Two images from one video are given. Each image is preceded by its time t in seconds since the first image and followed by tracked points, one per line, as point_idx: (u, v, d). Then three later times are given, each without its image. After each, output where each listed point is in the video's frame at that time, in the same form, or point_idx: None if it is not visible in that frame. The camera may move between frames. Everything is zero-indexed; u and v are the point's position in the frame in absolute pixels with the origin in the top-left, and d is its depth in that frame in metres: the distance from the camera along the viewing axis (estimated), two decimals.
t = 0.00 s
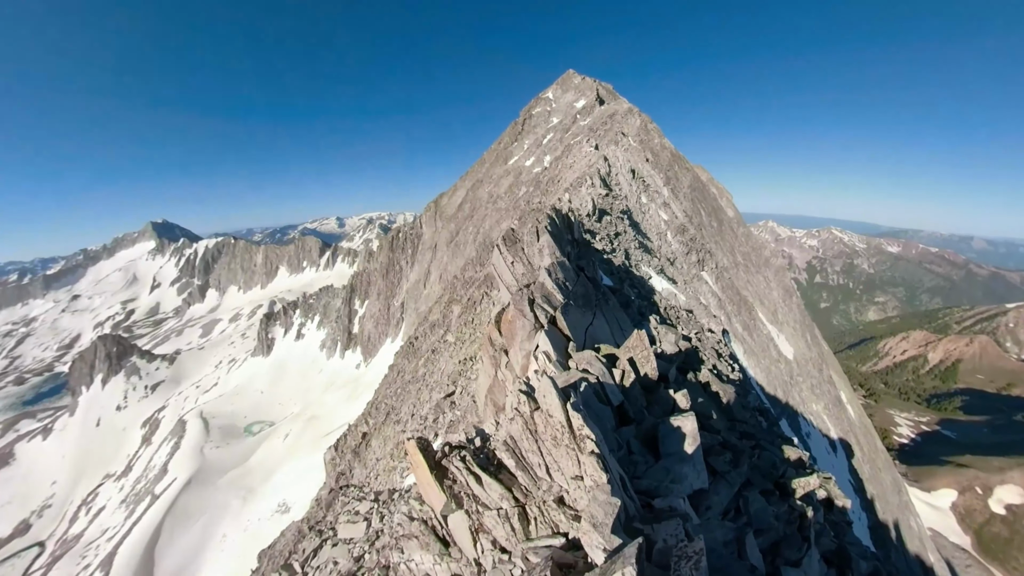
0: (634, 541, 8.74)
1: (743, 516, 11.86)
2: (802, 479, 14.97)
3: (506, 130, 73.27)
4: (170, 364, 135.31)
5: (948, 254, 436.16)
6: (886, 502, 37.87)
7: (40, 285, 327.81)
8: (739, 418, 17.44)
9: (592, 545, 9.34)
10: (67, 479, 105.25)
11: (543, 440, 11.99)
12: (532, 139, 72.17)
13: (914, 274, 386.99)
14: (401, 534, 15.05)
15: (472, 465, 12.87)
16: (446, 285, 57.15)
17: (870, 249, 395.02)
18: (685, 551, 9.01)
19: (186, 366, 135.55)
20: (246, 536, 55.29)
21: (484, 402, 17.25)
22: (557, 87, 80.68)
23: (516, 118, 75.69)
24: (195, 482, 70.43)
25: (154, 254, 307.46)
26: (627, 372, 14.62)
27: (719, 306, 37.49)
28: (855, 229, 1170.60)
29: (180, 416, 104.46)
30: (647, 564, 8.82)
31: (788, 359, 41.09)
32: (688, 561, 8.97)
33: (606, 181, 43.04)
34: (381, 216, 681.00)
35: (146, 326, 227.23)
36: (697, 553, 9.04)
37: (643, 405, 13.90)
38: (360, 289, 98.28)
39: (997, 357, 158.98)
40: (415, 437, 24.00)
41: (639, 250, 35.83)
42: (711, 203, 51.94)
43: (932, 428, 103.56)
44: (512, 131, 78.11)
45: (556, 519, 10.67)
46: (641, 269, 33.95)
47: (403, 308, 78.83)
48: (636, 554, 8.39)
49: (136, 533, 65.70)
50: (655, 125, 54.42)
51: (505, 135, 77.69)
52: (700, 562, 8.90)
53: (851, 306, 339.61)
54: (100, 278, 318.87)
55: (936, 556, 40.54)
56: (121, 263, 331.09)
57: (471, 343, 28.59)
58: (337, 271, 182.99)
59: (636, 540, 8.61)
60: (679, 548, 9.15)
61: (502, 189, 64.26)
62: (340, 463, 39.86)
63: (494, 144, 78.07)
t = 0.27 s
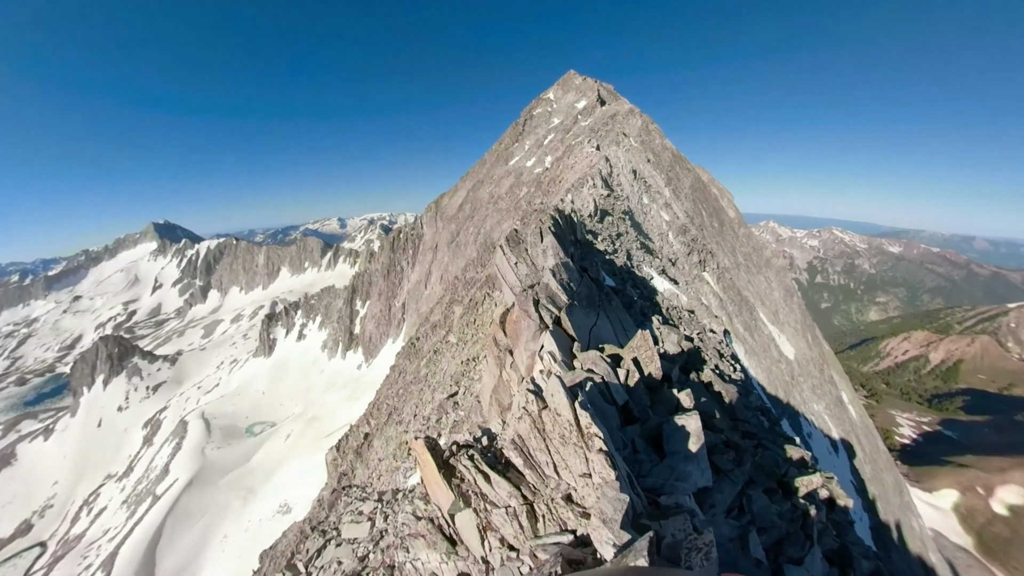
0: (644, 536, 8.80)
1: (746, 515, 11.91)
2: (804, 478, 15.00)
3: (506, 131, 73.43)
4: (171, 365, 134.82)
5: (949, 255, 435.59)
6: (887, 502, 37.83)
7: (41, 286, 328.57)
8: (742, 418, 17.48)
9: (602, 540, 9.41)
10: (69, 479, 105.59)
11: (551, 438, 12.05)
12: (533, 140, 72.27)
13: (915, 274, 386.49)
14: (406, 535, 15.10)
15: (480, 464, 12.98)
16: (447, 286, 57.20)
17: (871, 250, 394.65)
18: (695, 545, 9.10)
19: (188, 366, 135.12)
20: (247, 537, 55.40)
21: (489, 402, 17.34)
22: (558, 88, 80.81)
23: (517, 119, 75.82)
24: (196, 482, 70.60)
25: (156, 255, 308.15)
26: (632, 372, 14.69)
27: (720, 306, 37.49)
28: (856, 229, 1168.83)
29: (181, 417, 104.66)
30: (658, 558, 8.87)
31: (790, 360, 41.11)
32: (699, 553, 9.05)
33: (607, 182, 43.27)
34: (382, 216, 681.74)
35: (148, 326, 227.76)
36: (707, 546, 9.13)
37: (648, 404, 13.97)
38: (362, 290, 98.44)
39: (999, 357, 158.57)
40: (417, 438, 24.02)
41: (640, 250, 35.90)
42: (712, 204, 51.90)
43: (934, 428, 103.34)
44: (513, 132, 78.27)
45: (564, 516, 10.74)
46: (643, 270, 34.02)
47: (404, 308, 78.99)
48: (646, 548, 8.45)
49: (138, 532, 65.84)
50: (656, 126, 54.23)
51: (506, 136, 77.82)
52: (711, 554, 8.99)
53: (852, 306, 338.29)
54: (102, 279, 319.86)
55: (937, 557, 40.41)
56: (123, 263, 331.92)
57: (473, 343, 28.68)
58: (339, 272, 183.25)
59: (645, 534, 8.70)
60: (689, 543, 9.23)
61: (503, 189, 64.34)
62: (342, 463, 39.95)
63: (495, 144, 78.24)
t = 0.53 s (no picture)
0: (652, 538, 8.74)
1: (750, 516, 11.88)
2: (805, 480, 14.93)
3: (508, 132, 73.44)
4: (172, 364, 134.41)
5: (950, 257, 435.08)
6: (888, 505, 37.71)
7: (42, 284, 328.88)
8: (744, 420, 17.43)
9: (609, 541, 9.37)
10: (68, 477, 105.68)
11: (556, 439, 12.00)
12: (535, 141, 72.22)
13: (916, 276, 385.94)
14: (408, 536, 15.06)
15: (484, 465, 12.93)
16: (448, 286, 57.14)
17: (872, 252, 394.19)
18: (706, 546, 9.05)
19: (188, 366, 134.45)
20: (246, 537, 55.35)
21: (491, 402, 17.30)
22: (560, 89, 80.81)
23: (519, 120, 75.83)
24: (196, 482, 70.54)
25: (157, 254, 308.30)
26: (635, 373, 14.65)
27: (721, 308, 37.43)
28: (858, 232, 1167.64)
29: (181, 415, 104.68)
30: (665, 561, 8.82)
31: (791, 361, 41.05)
32: (710, 554, 9.01)
33: (609, 183, 43.33)
34: (383, 217, 682.34)
35: (149, 325, 227.94)
36: (717, 547, 9.09)
37: (651, 405, 13.94)
38: (362, 290, 98.44)
39: (1000, 360, 158.27)
40: (418, 438, 23.96)
41: (642, 252, 35.86)
42: (714, 206, 51.79)
43: (935, 431, 103.02)
44: (514, 133, 78.27)
45: (570, 518, 10.68)
46: (644, 271, 34.01)
47: (405, 308, 78.96)
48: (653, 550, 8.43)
49: (137, 531, 65.81)
50: (658, 127, 54.14)
51: (507, 136, 77.84)
52: (721, 555, 8.95)
53: (852, 309, 336.24)
54: (102, 278, 320.22)
55: (938, 561, 40.26)
56: (124, 262, 332.34)
57: (474, 343, 28.65)
58: (339, 272, 183.31)
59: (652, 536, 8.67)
60: (698, 544, 9.19)
61: (504, 190, 64.33)
62: (341, 463, 39.88)
63: (497, 145, 78.24)
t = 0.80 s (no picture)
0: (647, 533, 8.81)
1: (748, 512, 11.95)
2: (805, 478, 14.96)
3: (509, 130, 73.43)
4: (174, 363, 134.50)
5: (952, 254, 434.14)
6: (889, 503, 37.71)
7: (44, 285, 329.84)
8: (744, 417, 17.48)
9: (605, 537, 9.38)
10: (72, 477, 106.16)
11: (554, 436, 12.08)
12: (535, 139, 72.15)
13: (917, 273, 385.16)
14: (409, 533, 15.16)
15: (484, 461, 12.99)
16: (449, 285, 57.20)
17: (873, 249, 393.32)
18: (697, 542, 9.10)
19: (190, 366, 134.43)
20: (249, 536, 55.57)
21: (492, 400, 17.41)
22: (560, 87, 80.75)
23: (519, 118, 75.80)
24: (199, 481, 70.78)
25: (159, 254, 308.88)
26: (634, 370, 14.71)
27: (722, 305, 37.41)
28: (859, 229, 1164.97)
29: (184, 415, 105.03)
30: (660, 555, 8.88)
31: (791, 359, 41.04)
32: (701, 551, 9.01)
33: (609, 182, 43.47)
34: (384, 216, 682.45)
35: (151, 325, 228.58)
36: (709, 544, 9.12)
37: (650, 402, 14.01)
38: (364, 289, 98.64)
39: (1002, 357, 158.07)
40: (420, 437, 24.02)
41: (643, 249, 35.88)
42: (715, 203, 51.63)
43: (936, 428, 102.90)
44: (515, 131, 78.25)
45: (567, 513, 10.73)
46: (645, 269, 34.03)
47: (407, 307, 79.09)
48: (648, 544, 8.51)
49: (141, 530, 66.10)
50: (659, 125, 54.02)
51: (508, 135, 77.84)
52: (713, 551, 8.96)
53: (854, 306, 330.75)
54: (104, 278, 321.10)
55: (939, 558, 40.25)
56: (126, 263, 333.10)
57: (475, 342, 28.72)
58: (341, 271, 183.51)
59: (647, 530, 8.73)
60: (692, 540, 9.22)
61: (505, 188, 64.36)
62: (344, 462, 40.00)
63: (497, 143, 78.17)
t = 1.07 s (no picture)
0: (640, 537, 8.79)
1: (746, 514, 11.93)
2: (804, 480, 14.90)
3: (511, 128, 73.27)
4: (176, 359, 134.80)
5: (954, 255, 433.11)
6: (889, 504, 37.66)
7: (47, 281, 330.69)
8: (743, 417, 17.44)
9: (597, 540, 9.35)
10: (74, 472, 106.63)
11: (550, 437, 12.04)
12: (537, 137, 72.04)
13: (919, 274, 384.30)
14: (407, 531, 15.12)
15: (479, 461, 12.98)
16: (451, 282, 57.15)
17: (876, 249, 392.32)
18: (688, 548, 9.05)
19: (192, 362, 134.84)
20: (250, 532, 55.70)
21: (490, 398, 17.39)
22: (563, 85, 80.49)
23: (522, 116, 75.63)
24: (200, 476, 70.98)
25: (161, 250, 309.33)
26: (632, 370, 14.67)
27: (723, 305, 37.31)
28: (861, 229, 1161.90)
29: (186, 411, 105.31)
30: (652, 559, 8.84)
31: (792, 359, 40.96)
32: (692, 556, 8.97)
33: (611, 180, 43.55)
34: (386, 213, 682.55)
35: (153, 321, 229.11)
36: (700, 549, 9.08)
37: (648, 402, 13.98)
38: (365, 286, 98.74)
39: (1003, 359, 157.83)
40: (419, 435, 23.98)
41: (644, 248, 35.77)
42: (718, 202, 51.35)
43: (937, 429, 102.84)
44: (518, 129, 78.09)
45: (562, 515, 10.66)
46: (646, 268, 33.93)
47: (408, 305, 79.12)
48: (640, 548, 8.50)
49: (142, 526, 66.32)
50: (662, 123, 53.78)
51: (510, 132, 77.68)
52: (703, 557, 8.90)
53: (855, 306, 331.61)
54: (107, 274, 321.93)
55: (938, 559, 40.22)
56: (128, 258, 333.67)
57: (476, 340, 28.65)
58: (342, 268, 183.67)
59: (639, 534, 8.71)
60: (683, 545, 9.19)
61: (507, 186, 64.25)
62: (344, 459, 40.03)
63: (499, 141, 78.06)
